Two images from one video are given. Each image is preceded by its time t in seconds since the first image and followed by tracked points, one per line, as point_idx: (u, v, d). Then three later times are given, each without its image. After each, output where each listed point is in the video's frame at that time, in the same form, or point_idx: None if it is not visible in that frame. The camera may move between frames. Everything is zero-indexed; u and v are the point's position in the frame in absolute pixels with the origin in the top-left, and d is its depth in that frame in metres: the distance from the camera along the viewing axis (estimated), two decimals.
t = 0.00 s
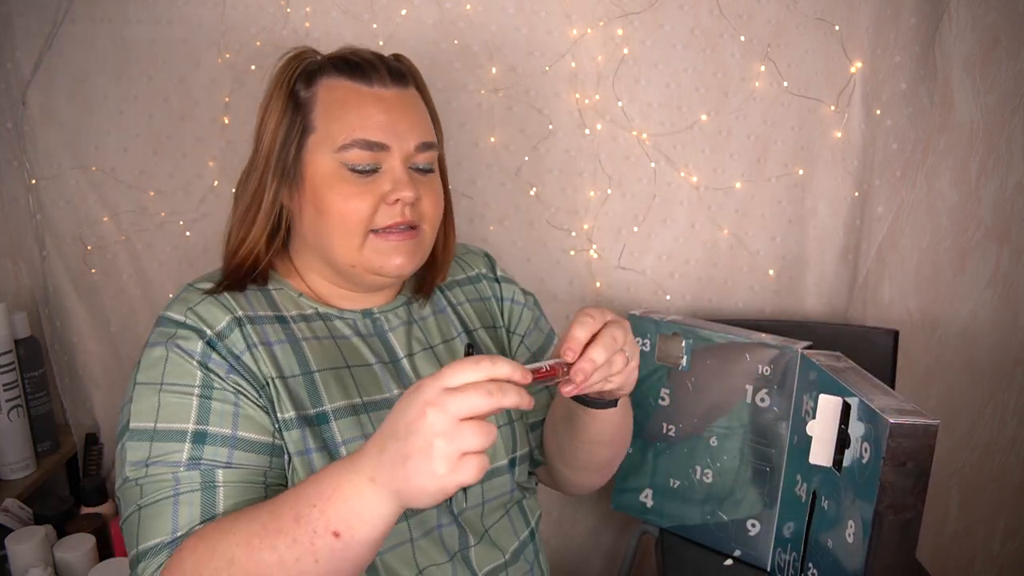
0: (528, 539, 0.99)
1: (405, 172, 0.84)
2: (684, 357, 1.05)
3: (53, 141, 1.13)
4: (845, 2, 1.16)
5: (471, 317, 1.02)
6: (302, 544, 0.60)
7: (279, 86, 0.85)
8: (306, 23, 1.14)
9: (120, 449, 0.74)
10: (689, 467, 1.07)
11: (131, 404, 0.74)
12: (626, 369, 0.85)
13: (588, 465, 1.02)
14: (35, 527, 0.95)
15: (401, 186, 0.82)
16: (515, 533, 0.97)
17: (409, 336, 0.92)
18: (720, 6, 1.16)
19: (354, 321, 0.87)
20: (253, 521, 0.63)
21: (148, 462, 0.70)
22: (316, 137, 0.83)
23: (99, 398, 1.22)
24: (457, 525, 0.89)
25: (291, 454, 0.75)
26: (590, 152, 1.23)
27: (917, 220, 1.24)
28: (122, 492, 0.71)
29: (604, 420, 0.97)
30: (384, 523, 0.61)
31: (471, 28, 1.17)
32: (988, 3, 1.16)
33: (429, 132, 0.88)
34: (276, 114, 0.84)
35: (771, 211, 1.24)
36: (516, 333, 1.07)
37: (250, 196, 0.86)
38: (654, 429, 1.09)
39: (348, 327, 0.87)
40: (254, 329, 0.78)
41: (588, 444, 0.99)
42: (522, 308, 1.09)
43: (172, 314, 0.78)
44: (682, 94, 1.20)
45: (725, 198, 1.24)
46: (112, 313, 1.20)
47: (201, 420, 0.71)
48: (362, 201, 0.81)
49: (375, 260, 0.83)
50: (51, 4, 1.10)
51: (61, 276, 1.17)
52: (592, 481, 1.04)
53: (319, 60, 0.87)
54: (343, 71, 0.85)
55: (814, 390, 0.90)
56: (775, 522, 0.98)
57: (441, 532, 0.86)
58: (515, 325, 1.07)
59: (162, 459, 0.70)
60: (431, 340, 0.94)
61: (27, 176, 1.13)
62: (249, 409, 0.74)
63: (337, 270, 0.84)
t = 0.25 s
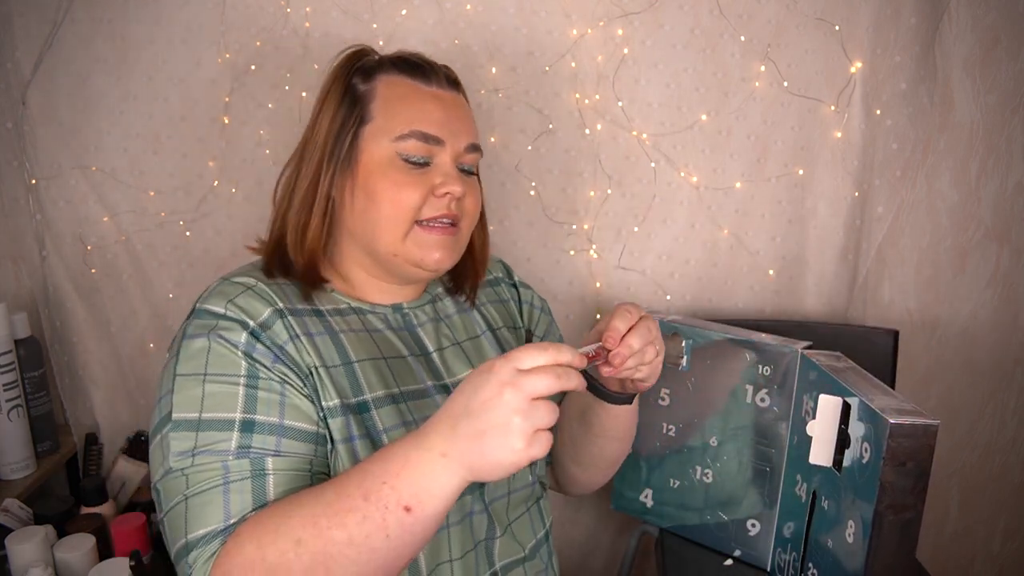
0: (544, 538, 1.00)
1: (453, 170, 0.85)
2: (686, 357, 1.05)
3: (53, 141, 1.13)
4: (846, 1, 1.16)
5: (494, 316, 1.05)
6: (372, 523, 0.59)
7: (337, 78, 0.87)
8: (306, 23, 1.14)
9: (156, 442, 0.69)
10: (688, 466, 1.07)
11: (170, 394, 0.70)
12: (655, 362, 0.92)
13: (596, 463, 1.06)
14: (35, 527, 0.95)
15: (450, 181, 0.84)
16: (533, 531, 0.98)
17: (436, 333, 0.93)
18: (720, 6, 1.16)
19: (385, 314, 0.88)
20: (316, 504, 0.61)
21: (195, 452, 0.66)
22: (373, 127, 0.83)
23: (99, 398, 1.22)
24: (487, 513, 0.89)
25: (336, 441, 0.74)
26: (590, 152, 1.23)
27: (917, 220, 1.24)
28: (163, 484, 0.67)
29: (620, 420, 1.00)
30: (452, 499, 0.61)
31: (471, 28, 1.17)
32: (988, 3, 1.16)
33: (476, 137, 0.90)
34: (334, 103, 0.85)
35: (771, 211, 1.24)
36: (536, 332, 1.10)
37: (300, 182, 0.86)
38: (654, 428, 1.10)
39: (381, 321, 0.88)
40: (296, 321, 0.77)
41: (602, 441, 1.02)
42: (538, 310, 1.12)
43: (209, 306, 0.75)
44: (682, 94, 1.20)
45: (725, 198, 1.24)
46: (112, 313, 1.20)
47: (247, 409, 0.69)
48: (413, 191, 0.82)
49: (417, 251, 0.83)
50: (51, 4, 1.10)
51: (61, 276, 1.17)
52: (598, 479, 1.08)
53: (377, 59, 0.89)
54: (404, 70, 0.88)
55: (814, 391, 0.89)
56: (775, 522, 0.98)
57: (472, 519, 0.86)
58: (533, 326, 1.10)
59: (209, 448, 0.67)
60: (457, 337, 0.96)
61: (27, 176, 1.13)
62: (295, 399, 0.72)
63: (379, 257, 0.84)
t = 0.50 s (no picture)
0: (558, 532, 1.01)
1: (485, 195, 0.86)
2: (699, 352, 1.07)
3: (53, 141, 1.13)
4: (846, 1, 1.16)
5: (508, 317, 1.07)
6: (406, 506, 0.60)
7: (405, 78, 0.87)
8: (306, 23, 1.14)
9: (179, 428, 0.68)
10: (699, 462, 1.09)
11: (196, 381, 0.68)
12: (656, 357, 0.93)
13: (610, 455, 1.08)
14: (35, 527, 0.94)
15: (478, 207, 0.84)
16: (548, 523, 0.99)
17: (456, 327, 0.94)
18: (720, 6, 1.17)
19: (407, 305, 0.89)
20: (349, 490, 0.61)
21: (220, 439, 0.65)
22: (420, 135, 0.84)
23: (100, 398, 1.22)
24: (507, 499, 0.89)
25: (360, 428, 0.73)
26: (590, 152, 1.23)
27: (918, 220, 1.24)
28: (185, 471, 0.66)
29: (628, 420, 1.03)
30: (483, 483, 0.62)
31: (471, 28, 1.17)
32: (988, 3, 1.16)
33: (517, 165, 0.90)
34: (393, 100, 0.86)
35: (771, 211, 1.24)
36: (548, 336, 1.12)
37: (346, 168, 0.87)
38: (670, 422, 1.12)
39: (404, 313, 0.88)
40: (322, 310, 0.76)
41: (612, 437, 1.05)
42: (551, 316, 1.15)
43: (235, 295, 0.73)
44: (681, 94, 1.20)
45: (725, 198, 1.24)
46: (112, 313, 1.21)
47: (272, 397, 0.67)
48: (441, 208, 0.82)
49: (429, 263, 0.84)
50: (51, 4, 1.10)
51: (61, 276, 1.17)
52: (613, 469, 1.11)
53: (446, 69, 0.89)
54: (468, 86, 0.87)
55: (821, 388, 0.89)
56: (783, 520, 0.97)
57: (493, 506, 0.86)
58: (547, 331, 1.13)
59: (235, 435, 0.65)
60: (473, 334, 0.97)
61: (27, 176, 1.13)
62: (316, 386, 0.71)
63: (394, 260, 0.84)
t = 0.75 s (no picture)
0: (561, 534, 1.00)
1: (493, 210, 0.85)
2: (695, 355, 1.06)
3: (53, 141, 1.13)
4: (846, 1, 1.16)
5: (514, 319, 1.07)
6: (402, 508, 0.60)
7: (426, 83, 0.87)
8: (306, 23, 1.14)
9: (181, 422, 0.67)
10: (699, 462, 1.08)
11: (200, 375, 0.68)
12: (660, 373, 0.92)
13: (601, 467, 1.09)
14: (35, 527, 0.94)
15: (484, 222, 0.84)
16: (551, 524, 0.98)
17: (461, 328, 0.94)
18: (720, 6, 1.17)
19: (412, 305, 0.89)
20: (346, 490, 0.61)
21: (220, 434, 0.65)
22: (435, 146, 0.84)
23: (99, 398, 1.22)
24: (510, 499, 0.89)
25: (362, 426, 0.73)
26: (590, 152, 1.23)
27: (918, 220, 1.24)
28: (185, 465, 0.66)
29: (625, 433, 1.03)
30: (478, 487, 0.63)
31: (471, 29, 1.17)
32: (988, 3, 1.16)
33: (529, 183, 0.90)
34: (414, 107, 0.85)
35: (771, 211, 1.24)
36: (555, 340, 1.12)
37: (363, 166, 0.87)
38: (668, 424, 1.12)
39: (408, 313, 0.88)
40: (326, 309, 0.76)
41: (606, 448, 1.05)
42: (557, 321, 1.14)
43: (242, 291, 0.73)
44: (681, 94, 1.20)
45: (725, 198, 1.24)
46: (112, 313, 1.21)
47: (273, 394, 0.67)
48: (446, 220, 0.82)
49: (432, 272, 0.85)
50: (51, 4, 1.10)
51: (61, 276, 1.17)
52: (604, 484, 1.12)
53: (469, 78, 0.89)
54: (489, 100, 0.87)
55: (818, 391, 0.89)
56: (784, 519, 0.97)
57: (495, 505, 0.86)
58: (554, 335, 1.13)
59: (235, 431, 0.65)
60: (477, 335, 0.97)
61: (27, 176, 1.13)
62: (317, 385, 0.70)
63: (398, 265, 0.85)
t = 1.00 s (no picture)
0: (558, 538, 1.00)
1: (493, 203, 0.85)
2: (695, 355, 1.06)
3: (53, 141, 1.13)
4: (846, 2, 1.16)
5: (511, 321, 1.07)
6: (395, 516, 0.60)
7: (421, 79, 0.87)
8: (306, 23, 1.14)
9: (174, 430, 0.67)
10: (699, 462, 1.08)
11: (191, 382, 0.68)
12: (657, 381, 0.93)
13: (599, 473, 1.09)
14: (35, 527, 0.94)
15: (485, 214, 0.84)
16: (549, 529, 0.99)
17: (456, 330, 0.94)
18: (720, 6, 1.17)
19: (407, 307, 0.89)
20: (339, 497, 0.61)
21: (212, 442, 0.65)
22: (432, 140, 0.84)
23: (99, 398, 1.22)
24: (507, 504, 0.89)
25: (355, 432, 0.73)
26: (590, 152, 1.23)
27: (918, 220, 1.24)
28: (177, 473, 0.66)
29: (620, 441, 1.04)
30: (471, 491, 0.63)
31: (471, 29, 1.17)
32: (988, 3, 1.16)
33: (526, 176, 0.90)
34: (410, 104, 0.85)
35: (771, 211, 1.24)
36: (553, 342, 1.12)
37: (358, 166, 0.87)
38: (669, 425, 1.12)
39: (404, 316, 0.88)
40: (320, 312, 0.76)
41: (601, 456, 1.06)
42: (555, 323, 1.15)
43: (234, 295, 0.73)
44: (681, 94, 1.20)
45: (725, 198, 1.24)
46: (112, 313, 1.21)
47: (266, 401, 0.67)
48: (447, 213, 0.82)
49: (433, 267, 0.84)
50: (51, 4, 1.10)
51: (61, 276, 1.17)
52: (603, 489, 1.11)
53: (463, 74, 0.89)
54: (485, 94, 0.87)
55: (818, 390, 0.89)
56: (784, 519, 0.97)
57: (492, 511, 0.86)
58: (552, 339, 1.13)
59: (227, 439, 0.65)
60: (473, 336, 0.97)
61: (26, 176, 1.13)
62: (311, 391, 0.70)
63: (398, 262, 0.84)
